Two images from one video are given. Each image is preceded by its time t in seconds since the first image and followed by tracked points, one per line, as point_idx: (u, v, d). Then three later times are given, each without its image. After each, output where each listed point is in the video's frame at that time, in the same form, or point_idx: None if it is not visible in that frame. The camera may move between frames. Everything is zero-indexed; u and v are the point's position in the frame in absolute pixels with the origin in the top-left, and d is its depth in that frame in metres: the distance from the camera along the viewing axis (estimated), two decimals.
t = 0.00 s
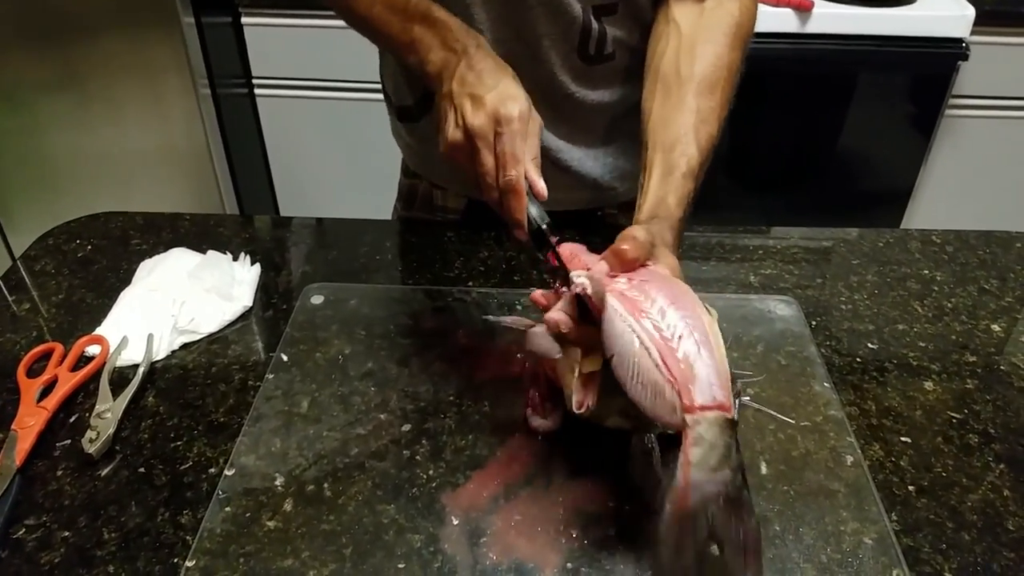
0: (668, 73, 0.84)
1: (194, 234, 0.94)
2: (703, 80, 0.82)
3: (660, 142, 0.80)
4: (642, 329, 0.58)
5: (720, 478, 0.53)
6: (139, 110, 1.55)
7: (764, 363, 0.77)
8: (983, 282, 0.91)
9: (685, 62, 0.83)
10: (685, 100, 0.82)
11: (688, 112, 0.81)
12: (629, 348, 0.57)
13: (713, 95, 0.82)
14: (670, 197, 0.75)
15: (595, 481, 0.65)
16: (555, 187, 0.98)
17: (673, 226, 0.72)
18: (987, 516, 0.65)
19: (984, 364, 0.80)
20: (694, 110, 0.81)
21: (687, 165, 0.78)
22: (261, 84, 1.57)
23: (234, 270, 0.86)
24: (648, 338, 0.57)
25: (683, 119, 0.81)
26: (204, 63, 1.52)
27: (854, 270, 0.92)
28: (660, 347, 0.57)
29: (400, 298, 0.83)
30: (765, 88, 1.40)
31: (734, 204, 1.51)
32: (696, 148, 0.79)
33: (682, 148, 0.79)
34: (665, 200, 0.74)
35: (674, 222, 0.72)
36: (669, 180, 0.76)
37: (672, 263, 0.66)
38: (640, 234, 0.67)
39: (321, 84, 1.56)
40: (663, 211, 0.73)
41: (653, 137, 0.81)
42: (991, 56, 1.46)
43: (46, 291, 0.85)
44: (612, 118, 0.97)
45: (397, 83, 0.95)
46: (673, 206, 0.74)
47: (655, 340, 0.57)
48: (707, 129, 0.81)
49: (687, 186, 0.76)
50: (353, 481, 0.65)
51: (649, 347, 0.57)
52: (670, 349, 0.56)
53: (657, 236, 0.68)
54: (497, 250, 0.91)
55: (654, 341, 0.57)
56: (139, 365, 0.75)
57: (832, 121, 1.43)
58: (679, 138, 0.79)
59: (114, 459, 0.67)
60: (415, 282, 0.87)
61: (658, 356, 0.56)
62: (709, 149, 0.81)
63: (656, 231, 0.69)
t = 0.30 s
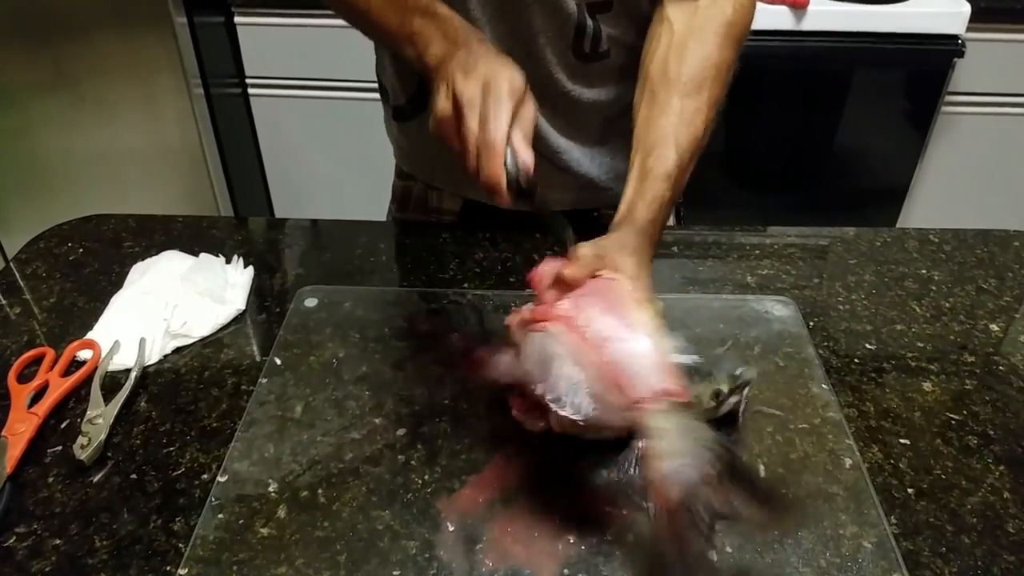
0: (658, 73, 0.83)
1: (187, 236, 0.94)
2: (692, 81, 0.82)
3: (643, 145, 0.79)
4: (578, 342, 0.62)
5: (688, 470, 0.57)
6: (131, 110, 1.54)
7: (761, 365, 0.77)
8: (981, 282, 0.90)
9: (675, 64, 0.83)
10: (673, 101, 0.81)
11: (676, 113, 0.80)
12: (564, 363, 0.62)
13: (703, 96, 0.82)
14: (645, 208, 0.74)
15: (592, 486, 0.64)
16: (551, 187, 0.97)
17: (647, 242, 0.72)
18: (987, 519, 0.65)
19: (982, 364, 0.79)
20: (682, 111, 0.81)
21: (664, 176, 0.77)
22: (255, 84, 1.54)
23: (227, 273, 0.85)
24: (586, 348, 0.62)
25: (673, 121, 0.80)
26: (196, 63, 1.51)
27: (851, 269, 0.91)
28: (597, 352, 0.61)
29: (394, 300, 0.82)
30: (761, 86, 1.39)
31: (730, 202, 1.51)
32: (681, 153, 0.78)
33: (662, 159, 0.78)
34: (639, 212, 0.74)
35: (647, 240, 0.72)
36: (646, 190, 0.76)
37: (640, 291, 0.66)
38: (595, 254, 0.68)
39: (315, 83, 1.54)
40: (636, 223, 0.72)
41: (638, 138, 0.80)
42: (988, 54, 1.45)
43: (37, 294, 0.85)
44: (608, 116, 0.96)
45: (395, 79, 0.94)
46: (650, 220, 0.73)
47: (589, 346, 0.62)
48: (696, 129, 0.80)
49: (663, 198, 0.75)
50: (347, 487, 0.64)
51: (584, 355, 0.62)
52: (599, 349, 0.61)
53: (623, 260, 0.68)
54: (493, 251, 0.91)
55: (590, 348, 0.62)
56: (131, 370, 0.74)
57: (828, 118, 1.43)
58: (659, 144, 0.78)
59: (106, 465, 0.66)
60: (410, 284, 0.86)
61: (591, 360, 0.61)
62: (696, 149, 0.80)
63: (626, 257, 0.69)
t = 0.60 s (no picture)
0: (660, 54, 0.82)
1: (185, 237, 0.93)
2: (693, 61, 0.80)
3: (647, 116, 0.79)
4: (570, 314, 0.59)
5: (646, 477, 0.50)
6: (129, 108, 1.53)
7: (761, 366, 0.76)
8: (982, 282, 0.90)
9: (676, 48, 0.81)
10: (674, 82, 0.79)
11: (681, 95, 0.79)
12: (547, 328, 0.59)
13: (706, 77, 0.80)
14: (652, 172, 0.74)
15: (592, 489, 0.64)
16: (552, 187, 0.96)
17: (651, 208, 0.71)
18: (989, 521, 0.65)
19: (984, 365, 0.79)
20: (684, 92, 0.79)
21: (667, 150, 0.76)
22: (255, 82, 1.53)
23: (224, 273, 0.85)
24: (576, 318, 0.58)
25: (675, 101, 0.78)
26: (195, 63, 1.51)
27: (852, 270, 0.91)
28: (587, 334, 0.57)
29: (392, 301, 0.82)
30: (761, 86, 1.39)
31: (730, 202, 1.50)
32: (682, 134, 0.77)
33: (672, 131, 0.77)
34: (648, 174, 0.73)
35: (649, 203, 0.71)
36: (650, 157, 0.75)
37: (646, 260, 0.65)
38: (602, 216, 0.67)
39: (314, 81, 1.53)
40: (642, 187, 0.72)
41: (643, 112, 0.80)
42: (989, 53, 1.45)
43: (34, 295, 0.84)
44: (613, 116, 0.95)
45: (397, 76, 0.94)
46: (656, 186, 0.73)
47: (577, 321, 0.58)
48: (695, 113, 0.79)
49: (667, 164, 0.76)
50: (345, 489, 0.64)
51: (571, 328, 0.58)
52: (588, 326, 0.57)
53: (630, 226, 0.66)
54: (491, 252, 0.91)
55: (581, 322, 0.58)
56: (129, 371, 0.74)
57: (828, 117, 1.42)
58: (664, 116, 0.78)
59: (103, 468, 0.66)
60: (409, 285, 0.86)
61: (581, 339, 0.57)
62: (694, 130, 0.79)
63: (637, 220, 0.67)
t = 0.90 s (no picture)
0: (697, 38, 0.78)
1: (187, 237, 0.93)
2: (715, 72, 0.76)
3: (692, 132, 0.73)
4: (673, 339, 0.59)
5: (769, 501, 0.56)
6: (131, 108, 1.53)
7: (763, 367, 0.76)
8: (986, 283, 0.89)
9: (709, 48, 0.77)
10: (720, 93, 0.75)
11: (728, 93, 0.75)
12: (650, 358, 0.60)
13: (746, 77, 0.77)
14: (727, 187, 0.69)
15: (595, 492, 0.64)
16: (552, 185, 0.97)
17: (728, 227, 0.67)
18: (993, 524, 0.64)
19: (987, 366, 0.79)
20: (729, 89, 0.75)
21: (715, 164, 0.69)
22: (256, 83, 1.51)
23: (226, 273, 0.85)
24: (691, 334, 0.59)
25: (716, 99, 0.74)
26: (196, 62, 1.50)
27: (854, 270, 0.91)
28: (701, 375, 0.58)
29: (393, 302, 0.82)
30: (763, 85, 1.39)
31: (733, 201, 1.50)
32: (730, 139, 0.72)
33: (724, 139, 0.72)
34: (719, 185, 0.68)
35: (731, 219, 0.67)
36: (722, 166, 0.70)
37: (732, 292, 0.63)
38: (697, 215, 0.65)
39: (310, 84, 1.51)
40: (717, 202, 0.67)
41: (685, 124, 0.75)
42: (993, 52, 1.44)
43: (37, 295, 0.84)
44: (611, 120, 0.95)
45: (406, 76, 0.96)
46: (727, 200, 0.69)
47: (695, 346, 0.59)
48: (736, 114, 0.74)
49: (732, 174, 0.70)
50: (346, 491, 0.64)
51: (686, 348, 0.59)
52: (707, 370, 0.58)
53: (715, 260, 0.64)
54: (492, 252, 0.90)
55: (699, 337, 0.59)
56: (130, 371, 0.74)
57: (831, 117, 1.42)
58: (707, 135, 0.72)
59: (104, 468, 0.66)
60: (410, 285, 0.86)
61: (700, 382, 0.58)
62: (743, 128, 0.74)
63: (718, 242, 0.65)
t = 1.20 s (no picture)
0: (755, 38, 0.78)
1: (188, 239, 0.93)
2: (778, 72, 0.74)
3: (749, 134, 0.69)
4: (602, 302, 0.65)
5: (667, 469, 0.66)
6: (132, 109, 1.53)
7: (766, 366, 0.76)
8: (988, 280, 0.89)
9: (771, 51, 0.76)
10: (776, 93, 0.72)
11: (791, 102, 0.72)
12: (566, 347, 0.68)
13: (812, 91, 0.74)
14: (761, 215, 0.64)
15: (596, 491, 0.64)
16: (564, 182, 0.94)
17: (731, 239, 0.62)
18: (995, 521, 0.64)
19: (990, 363, 0.78)
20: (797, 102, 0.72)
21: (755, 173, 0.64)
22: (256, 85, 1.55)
23: (227, 275, 0.85)
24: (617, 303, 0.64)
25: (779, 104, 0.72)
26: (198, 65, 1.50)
27: (856, 268, 0.91)
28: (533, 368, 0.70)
29: (395, 303, 0.82)
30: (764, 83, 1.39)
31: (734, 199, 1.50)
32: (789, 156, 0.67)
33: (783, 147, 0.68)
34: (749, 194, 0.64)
35: (741, 234, 0.62)
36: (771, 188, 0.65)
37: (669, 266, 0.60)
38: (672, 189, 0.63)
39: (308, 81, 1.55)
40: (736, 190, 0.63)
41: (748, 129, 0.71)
42: (993, 49, 1.44)
43: (39, 298, 0.84)
44: (621, 109, 0.91)
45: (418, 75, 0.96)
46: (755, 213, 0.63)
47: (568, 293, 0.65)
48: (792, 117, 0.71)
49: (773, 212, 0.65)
50: (348, 491, 0.64)
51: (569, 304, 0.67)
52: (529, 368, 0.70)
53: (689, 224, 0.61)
54: (494, 252, 0.90)
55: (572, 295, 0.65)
56: (132, 373, 0.74)
57: (832, 115, 1.42)
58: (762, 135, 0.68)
59: (107, 471, 0.66)
60: (412, 285, 0.86)
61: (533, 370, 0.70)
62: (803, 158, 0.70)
63: (711, 216, 0.61)
